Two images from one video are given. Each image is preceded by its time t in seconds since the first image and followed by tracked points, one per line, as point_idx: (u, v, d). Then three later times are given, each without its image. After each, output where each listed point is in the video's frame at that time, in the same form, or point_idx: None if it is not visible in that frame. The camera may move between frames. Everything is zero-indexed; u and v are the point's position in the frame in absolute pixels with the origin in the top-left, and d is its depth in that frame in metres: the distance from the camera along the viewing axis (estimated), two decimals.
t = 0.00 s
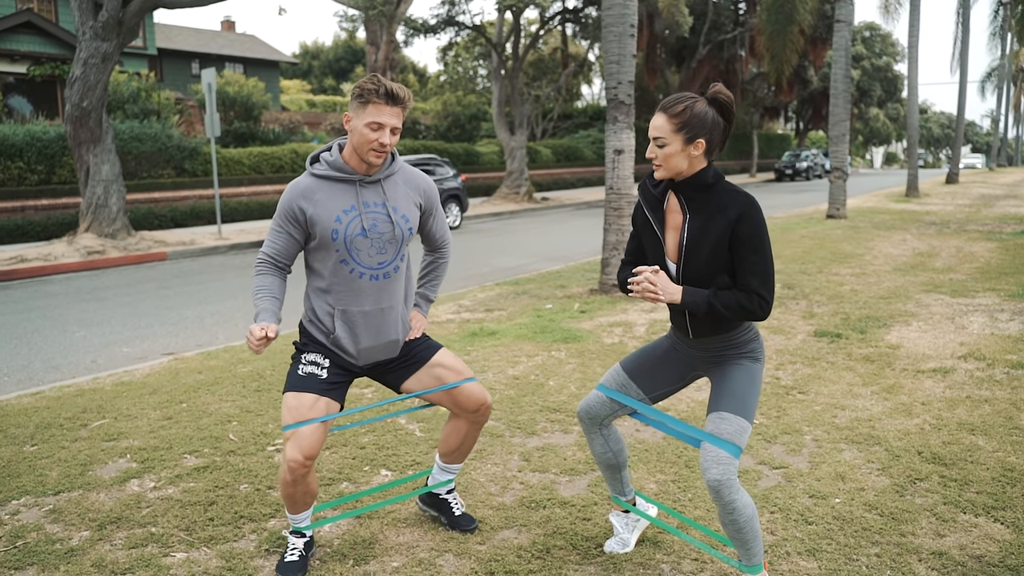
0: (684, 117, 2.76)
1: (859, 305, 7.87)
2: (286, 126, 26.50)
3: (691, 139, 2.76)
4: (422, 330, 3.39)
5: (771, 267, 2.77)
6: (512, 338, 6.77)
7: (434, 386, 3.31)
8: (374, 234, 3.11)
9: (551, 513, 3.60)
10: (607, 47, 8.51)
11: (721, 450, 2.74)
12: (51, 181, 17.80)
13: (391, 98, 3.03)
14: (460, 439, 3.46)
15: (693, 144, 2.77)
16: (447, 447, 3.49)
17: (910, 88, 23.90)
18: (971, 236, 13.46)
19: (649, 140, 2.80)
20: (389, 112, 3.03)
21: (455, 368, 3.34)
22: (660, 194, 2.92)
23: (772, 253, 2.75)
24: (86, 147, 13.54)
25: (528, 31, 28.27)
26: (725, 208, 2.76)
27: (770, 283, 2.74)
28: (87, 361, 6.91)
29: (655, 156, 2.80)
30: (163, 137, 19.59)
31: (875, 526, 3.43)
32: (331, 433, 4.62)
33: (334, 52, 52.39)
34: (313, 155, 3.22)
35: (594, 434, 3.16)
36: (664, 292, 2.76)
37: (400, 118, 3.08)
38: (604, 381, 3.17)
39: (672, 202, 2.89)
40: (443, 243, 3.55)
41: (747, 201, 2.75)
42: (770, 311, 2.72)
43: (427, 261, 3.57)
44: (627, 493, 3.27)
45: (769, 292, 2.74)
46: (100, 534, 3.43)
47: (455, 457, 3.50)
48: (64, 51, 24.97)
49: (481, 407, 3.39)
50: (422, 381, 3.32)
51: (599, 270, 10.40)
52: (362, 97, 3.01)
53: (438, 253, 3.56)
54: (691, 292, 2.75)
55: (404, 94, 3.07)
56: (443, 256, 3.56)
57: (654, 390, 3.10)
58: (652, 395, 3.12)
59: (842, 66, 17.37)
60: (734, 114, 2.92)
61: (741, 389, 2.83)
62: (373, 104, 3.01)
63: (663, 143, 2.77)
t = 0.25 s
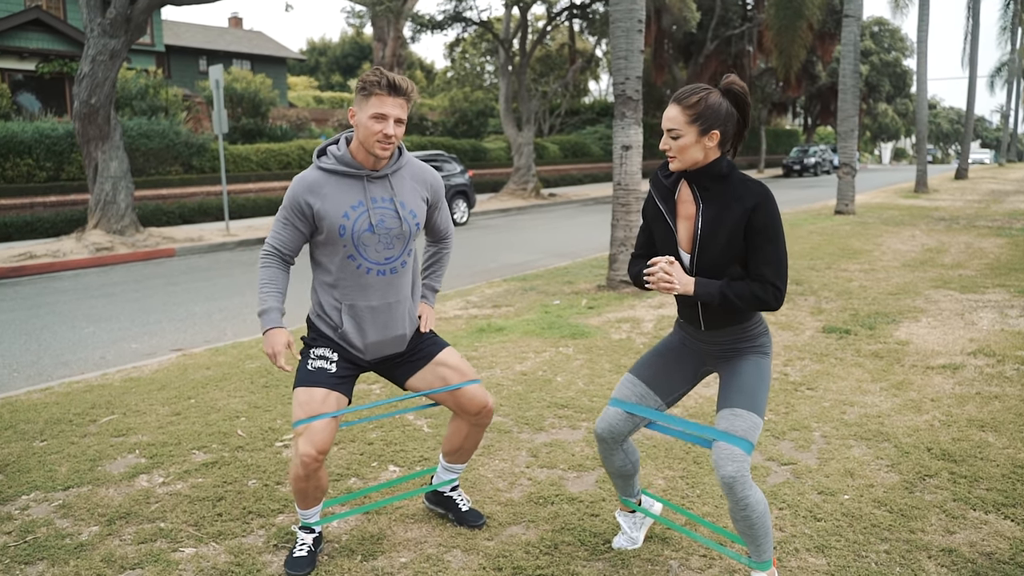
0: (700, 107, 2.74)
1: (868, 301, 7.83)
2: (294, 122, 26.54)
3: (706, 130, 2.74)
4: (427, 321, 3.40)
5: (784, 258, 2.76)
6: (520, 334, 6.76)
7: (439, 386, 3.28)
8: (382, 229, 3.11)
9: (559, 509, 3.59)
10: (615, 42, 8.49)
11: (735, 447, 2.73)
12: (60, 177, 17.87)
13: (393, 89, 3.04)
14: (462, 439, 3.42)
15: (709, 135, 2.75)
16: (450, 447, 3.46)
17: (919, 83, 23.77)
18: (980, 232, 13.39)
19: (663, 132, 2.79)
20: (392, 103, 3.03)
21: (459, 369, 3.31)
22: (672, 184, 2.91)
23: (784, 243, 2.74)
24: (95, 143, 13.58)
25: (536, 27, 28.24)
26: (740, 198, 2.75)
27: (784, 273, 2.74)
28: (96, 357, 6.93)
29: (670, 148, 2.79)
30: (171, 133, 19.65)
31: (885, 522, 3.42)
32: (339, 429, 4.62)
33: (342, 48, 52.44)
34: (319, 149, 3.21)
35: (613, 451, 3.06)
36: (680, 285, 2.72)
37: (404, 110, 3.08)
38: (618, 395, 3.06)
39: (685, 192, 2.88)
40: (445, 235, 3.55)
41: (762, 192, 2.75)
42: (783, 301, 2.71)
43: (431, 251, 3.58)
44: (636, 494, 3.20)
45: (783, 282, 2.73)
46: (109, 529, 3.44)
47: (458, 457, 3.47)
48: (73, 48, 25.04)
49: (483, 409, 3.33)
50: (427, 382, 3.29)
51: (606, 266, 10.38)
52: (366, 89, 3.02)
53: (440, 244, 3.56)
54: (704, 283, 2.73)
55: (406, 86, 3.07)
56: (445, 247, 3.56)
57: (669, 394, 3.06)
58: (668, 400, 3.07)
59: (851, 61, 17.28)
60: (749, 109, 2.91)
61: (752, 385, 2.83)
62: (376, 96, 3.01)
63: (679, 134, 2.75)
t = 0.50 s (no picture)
0: (703, 106, 2.74)
1: (873, 300, 7.82)
2: (299, 121, 26.56)
3: (708, 129, 2.74)
4: (427, 318, 3.40)
5: (783, 258, 2.75)
6: (524, 332, 6.76)
7: (430, 397, 3.27)
8: (384, 226, 3.11)
9: (564, 508, 3.60)
10: (620, 41, 8.48)
11: (736, 447, 2.74)
12: (66, 176, 17.91)
13: (396, 83, 3.04)
14: (454, 450, 3.42)
15: (711, 134, 2.74)
16: (443, 455, 3.45)
17: (925, 82, 23.70)
18: (986, 231, 13.34)
19: (666, 130, 2.78)
20: (395, 96, 3.03)
21: (451, 382, 3.28)
22: (674, 183, 2.91)
23: (785, 243, 2.73)
24: (101, 142, 13.61)
25: (541, 26, 28.23)
26: (740, 197, 2.75)
27: (782, 274, 2.73)
28: (101, 355, 6.95)
29: (672, 146, 2.78)
30: (177, 132, 19.69)
31: (890, 522, 3.41)
32: (344, 428, 4.63)
33: (347, 47, 52.49)
34: (326, 141, 3.20)
35: (653, 468, 3.00)
36: (675, 285, 2.77)
37: (408, 104, 3.08)
38: (649, 416, 2.96)
39: (687, 191, 2.87)
40: (445, 230, 3.58)
41: (762, 190, 2.74)
42: (778, 302, 2.69)
43: (434, 246, 3.59)
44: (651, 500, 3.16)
45: (779, 282, 2.72)
46: (114, 527, 3.45)
47: (452, 465, 3.45)
48: (79, 46, 25.10)
49: (470, 423, 3.32)
50: (421, 388, 3.29)
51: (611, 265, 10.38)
52: (369, 84, 3.02)
53: (439, 240, 3.58)
54: (701, 282, 2.75)
55: (410, 81, 3.08)
56: (443, 243, 3.59)
57: (695, 398, 3.00)
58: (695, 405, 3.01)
59: (857, 60, 17.22)
60: (753, 108, 2.90)
61: (756, 383, 2.82)
62: (379, 89, 3.01)
63: (682, 132, 2.75)
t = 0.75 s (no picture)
0: (690, 130, 2.74)
1: (870, 307, 7.84)
2: (297, 127, 26.60)
3: (696, 152, 2.74)
4: (425, 326, 3.41)
5: (780, 276, 2.77)
6: (522, 339, 6.77)
7: (425, 405, 3.26)
8: (380, 232, 3.11)
9: (561, 516, 3.59)
10: (618, 48, 8.51)
11: (731, 451, 2.74)
12: (63, 182, 17.92)
13: (392, 91, 3.05)
14: (450, 459, 3.44)
15: (698, 157, 2.74)
16: (439, 464, 3.46)
17: (921, 90, 23.79)
18: (982, 239, 13.38)
19: (653, 154, 2.79)
20: (391, 105, 3.05)
21: (445, 390, 3.27)
22: (665, 205, 2.90)
23: (779, 260, 2.75)
24: (98, 147, 13.61)
25: (539, 33, 28.30)
26: (732, 219, 2.76)
27: (778, 292, 2.75)
28: (98, 361, 6.94)
29: (659, 170, 2.79)
30: (175, 138, 19.70)
31: (886, 529, 3.41)
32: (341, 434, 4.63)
33: (345, 53, 52.55)
34: (324, 147, 3.22)
35: (631, 458, 3.05)
36: (676, 311, 2.80)
37: (404, 112, 3.10)
38: (633, 404, 3.03)
39: (678, 213, 2.88)
40: (446, 239, 3.57)
41: (754, 210, 2.75)
42: (777, 321, 2.74)
43: (436, 255, 3.59)
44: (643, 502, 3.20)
45: (777, 303, 2.75)
46: (110, 534, 3.44)
47: (449, 473, 3.47)
48: (77, 53, 25.14)
49: (465, 432, 3.33)
50: (415, 398, 3.27)
51: (609, 272, 10.39)
52: (365, 93, 3.04)
53: (442, 248, 3.58)
54: (699, 306, 2.78)
55: (406, 88, 3.09)
56: (445, 252, 3.58)
57: (682, 400, 3.05)
58: (680, 407, 3.06)
59: (853, 68, 17.29)
60: (744, 128, 2.88)
61: (755, 390, 2.83)
62: (375, 98, 3.03)
63: (668, 156, 2.75)
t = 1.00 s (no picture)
0: (683, 140, 2.73)
1: (869, 310, 7.84)
2: (296, 131, 26.62)
3: (690, 162, 2.74)
4: (428, 327, 3.43)
5: (784, 278, 2.79)
6: (521, 342, 6.78)
7: (442, 395, 3.31)
8: (381, 236, 3.12)
9: (560, 518, 3.60)
10: (616, 52, 8.52)
11: (735, 452, 2.75)
12: (62, 185, 17.93)
13: (394, 97, 3.06)
14: (467, 449, 3.45)
15: (693, 167, 2.75)
16: (455, 456, 3.47)
17: (919, 94, 23.82)
18: (981, 242, 13.39)
19: (647, 165, 2.79)
20: (392, 110, 3.05)
21: (464, 378, 3.34)
22: (664, 213, 2.91)
23: (782, 262, 2.77)
24: (97, 151, 13.61)
25: (538, 37, 28.34)
26: (735, 224, 2.77)
27: (783, 293, 2.77)
28: (97, 364, 6.95)
29: (655, 181, 2.79)
30: (174, 141, 19.72)
31: (885, 532, 3.42)
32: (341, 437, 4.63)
33: (344, 56, 52.60)
34: (322, 152, 3.22)
35: (612, 437, 3.16)
36: (685, 321, 2.78)
37: (405, 118, 3.10)
38: (622, 385, 3.16)
39: (677, 221, 2.88)
40: (446, 243, 3.58)
41: (756, 215, 2.77)
42: (784, 322, 2.76)
43: (436, 259, 3.61)
44: (639, 496, 3.27)
45: (784, 303, 2.78)
46: (111, 537, 3.45)
47: (462, 466, 3.48)
48: (76, 57, 25.16)
49: (488, 417, 3.37)
50: (430, 390, 3.32)
51: (608, 275, 10.40)
52: (368, 97, 3.04)
53: (441, 252, 3.60)
54: (705, 315, 2.78)
55: (408, 94, 3.10)
56: (444, 255, 3.60)
57: (673, 393, 3.11)
58: (669, 397, 3.12)
59: (852, 71, 17.31)
60: (738, 132, 2.87)
61: (757, 393, 2.84)
62: (377, 103, 3.04)
63: (663, 167, 2.75)
